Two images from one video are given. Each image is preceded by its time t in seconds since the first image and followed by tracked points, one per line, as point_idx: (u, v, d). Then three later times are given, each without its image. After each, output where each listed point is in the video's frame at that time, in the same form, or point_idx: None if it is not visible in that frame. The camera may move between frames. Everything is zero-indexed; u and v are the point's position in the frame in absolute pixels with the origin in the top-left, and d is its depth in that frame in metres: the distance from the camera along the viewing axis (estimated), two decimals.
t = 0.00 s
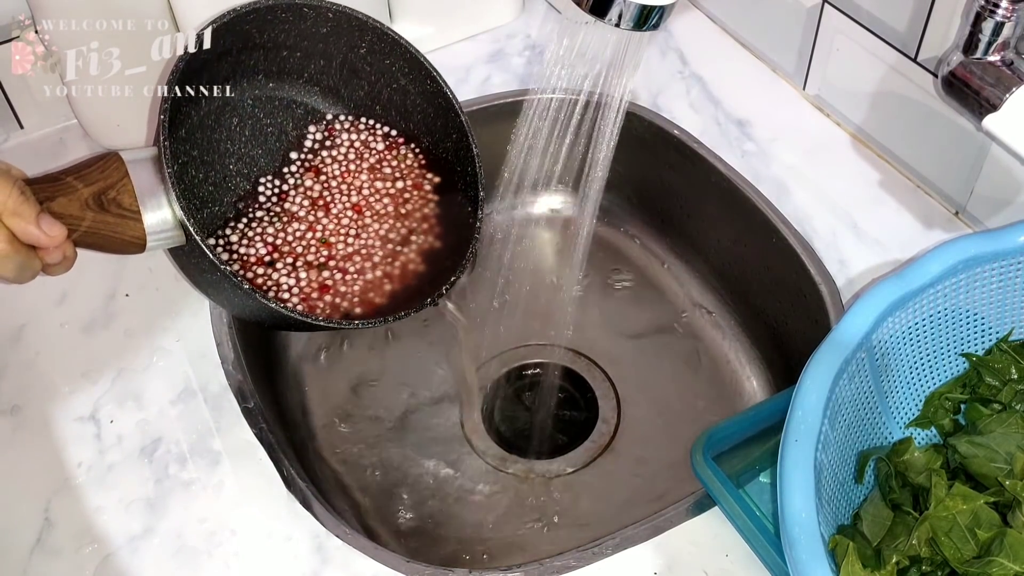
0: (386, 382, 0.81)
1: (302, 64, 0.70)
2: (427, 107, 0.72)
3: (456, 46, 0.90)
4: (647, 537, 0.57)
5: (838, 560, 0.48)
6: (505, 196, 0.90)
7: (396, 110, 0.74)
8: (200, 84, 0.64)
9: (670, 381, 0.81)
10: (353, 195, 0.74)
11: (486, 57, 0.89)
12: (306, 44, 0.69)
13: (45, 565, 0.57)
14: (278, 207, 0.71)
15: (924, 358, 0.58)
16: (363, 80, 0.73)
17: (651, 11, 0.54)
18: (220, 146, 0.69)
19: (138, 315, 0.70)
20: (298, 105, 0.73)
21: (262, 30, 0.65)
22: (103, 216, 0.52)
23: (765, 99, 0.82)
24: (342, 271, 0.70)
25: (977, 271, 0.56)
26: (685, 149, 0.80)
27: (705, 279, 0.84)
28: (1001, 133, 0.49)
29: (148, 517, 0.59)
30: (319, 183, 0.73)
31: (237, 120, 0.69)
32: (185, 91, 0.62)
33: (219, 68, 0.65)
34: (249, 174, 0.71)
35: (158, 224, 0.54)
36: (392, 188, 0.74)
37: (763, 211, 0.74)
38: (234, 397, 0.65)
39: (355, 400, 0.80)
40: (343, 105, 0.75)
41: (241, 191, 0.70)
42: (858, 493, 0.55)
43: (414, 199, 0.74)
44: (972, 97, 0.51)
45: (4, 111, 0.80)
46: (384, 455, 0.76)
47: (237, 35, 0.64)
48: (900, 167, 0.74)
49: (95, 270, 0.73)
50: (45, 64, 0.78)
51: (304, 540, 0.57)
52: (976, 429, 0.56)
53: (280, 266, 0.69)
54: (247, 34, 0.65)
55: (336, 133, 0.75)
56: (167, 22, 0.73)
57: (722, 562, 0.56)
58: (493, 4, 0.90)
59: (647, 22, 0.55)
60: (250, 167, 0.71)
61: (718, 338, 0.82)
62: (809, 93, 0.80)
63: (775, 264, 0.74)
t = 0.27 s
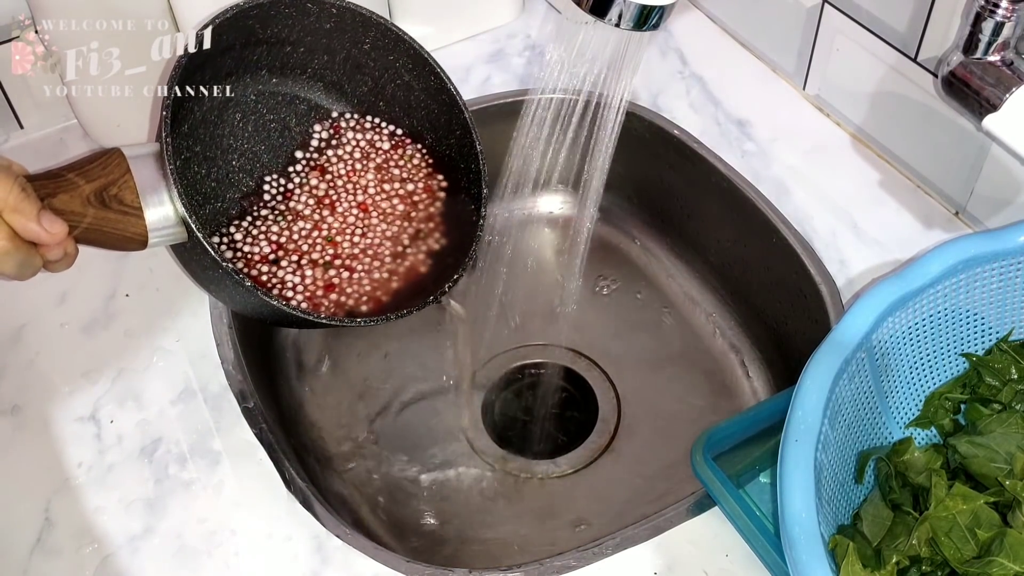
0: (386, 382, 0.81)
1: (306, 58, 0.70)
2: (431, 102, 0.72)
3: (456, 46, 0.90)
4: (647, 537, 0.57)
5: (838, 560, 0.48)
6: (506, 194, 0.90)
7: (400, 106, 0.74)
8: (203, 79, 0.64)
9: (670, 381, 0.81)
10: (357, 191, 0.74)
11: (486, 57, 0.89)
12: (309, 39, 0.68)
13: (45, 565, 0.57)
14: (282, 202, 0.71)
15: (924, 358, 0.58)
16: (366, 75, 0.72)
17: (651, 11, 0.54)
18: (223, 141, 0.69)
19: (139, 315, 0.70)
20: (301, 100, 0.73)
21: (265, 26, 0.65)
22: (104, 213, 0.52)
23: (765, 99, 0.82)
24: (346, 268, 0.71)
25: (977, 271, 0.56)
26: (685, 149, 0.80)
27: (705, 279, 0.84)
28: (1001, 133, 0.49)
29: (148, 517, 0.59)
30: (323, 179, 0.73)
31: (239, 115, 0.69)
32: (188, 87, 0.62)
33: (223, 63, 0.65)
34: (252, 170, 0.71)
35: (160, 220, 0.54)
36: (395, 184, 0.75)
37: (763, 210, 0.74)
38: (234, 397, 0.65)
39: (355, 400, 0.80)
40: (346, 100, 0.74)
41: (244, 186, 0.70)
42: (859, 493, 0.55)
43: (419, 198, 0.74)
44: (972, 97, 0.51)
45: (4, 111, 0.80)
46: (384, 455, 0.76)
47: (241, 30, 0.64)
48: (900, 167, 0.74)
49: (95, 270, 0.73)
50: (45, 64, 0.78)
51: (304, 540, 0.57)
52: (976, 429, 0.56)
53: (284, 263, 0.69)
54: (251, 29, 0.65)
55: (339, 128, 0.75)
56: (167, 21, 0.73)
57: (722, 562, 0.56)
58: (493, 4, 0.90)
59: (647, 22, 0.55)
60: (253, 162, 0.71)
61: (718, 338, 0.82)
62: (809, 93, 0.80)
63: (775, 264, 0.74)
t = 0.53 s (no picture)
0: (386, 382, 0.81)
1: (307, 55, 0.70)
2: (432, 100, 0.72)
3: (456, 46, 0.90)
4: (647, 537, 0.57)
5: (838, 560, 0.48)
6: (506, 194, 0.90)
7: (401, 104, 0.74)
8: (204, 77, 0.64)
9: (670, 381, 0.81)
10: (359, 190, 0.74)
11: (486, 57, 0.89)
12: (310, 36, 0.68)
13: (45, 566, 0.57)
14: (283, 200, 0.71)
15: (924, 358, 0.58)
16: (368, 72, 0.73)
17: (651, 11, 0.54)
18: (223, 138, 0.68)
19: (139, 315, 0.70)
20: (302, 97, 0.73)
21: (266, 22, 0.65)
22: (105, 210, 0.52)
23: (765, 99, 0.82)
24: (347, 265, 0.71)
25: (977, 271, 0.56)
26: (684, 149, 0.80)
27: (705, 279, 0.84)
28: (1001, 133, 0.49)
29: (148, 517, 0.59)
30: (325, 177, 0.74)
31: (240, 112, 0.69)
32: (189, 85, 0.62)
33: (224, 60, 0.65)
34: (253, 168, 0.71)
35: (160, 218, 0.54)
36: (397, 181, 0.75)
37: (763, 210, 0.74)
38: (234, 397, 0.65)
39: (355, 400, 0.80)
40: (347, 97, 0.74)
41: (245, 184, 0.70)
42: (859, 493, 0.55)
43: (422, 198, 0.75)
44: (972, 97, 0.51)
45: (4, 111, 0.80)
46: (384, 455, 0.76)
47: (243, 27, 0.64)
48: (900, 167, 0.74)
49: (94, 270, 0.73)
50: (45, 64, 0.78)
51: (304, 540, 0.57)
52: (976, 429, 0.56)
53: (286, 261, 0.69)
54: (252, 27, 0.65)
55: (341, 126, 0.75)
56: (167, 21, 0.74)
57: (722, 562, 0.56)
58: (493, 4, 0.90)
59: (647, 22, 0.54)
60: (254, 160, 0.71)
61: (718, 338, 0.82)
62: (809, 93, 0.80)
63: (775, 264, 0.74)
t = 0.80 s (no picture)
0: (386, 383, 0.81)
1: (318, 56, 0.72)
2: (443, 100, 0.74)
3: (456, 46, 0.90)
4: (647, 537, 0.57)
5: (838, 561, 0.48)
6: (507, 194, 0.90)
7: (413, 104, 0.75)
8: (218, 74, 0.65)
9: (670, 381, 0.81)
10: (369, 192, 0.74)
11: (486, 57, 0.89)
12: (321, 34, 0.70)
13: (45, 566, 0.56)
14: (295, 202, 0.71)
15: (924, 358, 0.58)
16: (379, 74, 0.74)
17: (651, 11, 0.54)
18: (236, 139, 0.68)
19: (139, 315, 0.70)
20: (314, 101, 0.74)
21: (278, 22, 0.67)
22: (114, 214, 0.51)
23: (765, 99, 0.82)
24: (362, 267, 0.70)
25: (977, 271, 0.56)
26: (684, 149, 0.80)
27: (705, 279, 0.84)
28: (1000, 133, 0.49)
29: (148, 517, 0.59)
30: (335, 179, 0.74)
31: (254, 113, 0.70)
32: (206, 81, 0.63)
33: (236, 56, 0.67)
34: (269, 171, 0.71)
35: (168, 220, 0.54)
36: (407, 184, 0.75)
37: (763, 210, 0.74)
38: (233, 397, 0.65)
39: (355, 400, 0.80)
40: (357, 100, 0.76)
41: (256, 184, 0.69)
42: (858, 493, 0.55)
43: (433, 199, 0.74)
44: (972, 97, 0.51)
45: (4, 111, 0.80)
46: (385, 455, 0.76)
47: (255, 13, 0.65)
48: (900, 167, 0.74)
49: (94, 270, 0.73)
50: (45, 64, 0.78)
51: (304, 540, 0.57)
52: (976, 429, 0.56)
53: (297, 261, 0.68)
54: (263, 27, 0.67)
55: (352, 127, 0.75)
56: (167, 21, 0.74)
57: (721, 562, 0.56)
58: (493, 5, 0.90)
59: (647, 22, 0.54)
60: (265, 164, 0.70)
61: (718, 338, 0.82)
62: (809, 93, 0.80)
63: (775, 265, 0.74)
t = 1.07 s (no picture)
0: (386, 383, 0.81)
1: (367, 124, 0.78)
2: (495, 127, 0.78)
3: (456, 46, 0.90)
4: (647, 537, 0.57)
5: (838, 561, 0.48)
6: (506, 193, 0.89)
7: (471, 144, 0.80)
8: (267, 158, 0.72)
9: (670, 381, 0.81)
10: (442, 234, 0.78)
11: (486, 57, 0.89)
12: (364, 98, 0.76)
13: (45, 565, 0.56)
14: (365, 255, 0.77)
15: (924, 359, 0.58)
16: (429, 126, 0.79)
17: (651, 11, 0.54)
18: (321, 215, 0.78)
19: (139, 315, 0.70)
20: (382, 166, 0.80)
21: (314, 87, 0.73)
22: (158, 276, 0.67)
23: (765, 99, 0.82)
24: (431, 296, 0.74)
25: (977, 271, 0.56)
26: (685, 149, 0.80)
27: (705, 279, 0.84)
28: (1000, 133, 0.49)
29: (148, 517, 0.59)
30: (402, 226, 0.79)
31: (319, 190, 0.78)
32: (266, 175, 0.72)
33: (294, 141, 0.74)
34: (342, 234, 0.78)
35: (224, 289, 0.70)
36: (466, 205, 0.79)
37: (763, 210, 0.74)
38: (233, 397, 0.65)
39: (355, 400, 0.80)
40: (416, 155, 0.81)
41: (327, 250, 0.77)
42: (859, 493, 0.55)
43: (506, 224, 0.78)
44: (971, 96, 0.51)
45: (4, 111, 0.80)
46: (384, 455, 0.76)
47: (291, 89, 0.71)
48: (900, 167, 0.74)
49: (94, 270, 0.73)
50: (45, 64, 0.78)
51: (304, 540, 0.57)
52: (976, 429, 0.56)
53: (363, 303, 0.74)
54: (303, 101, 0.73)
55: (416, 181, 0.81)
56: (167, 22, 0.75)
57: (722, 562, 0.56)
58: (493, 4, 0.90)
59: (647, 22, 0.54)
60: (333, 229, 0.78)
61: (718, 338, 0.82)
62: (809, 93, 0.80)
63: (775, 265, 0.74)
